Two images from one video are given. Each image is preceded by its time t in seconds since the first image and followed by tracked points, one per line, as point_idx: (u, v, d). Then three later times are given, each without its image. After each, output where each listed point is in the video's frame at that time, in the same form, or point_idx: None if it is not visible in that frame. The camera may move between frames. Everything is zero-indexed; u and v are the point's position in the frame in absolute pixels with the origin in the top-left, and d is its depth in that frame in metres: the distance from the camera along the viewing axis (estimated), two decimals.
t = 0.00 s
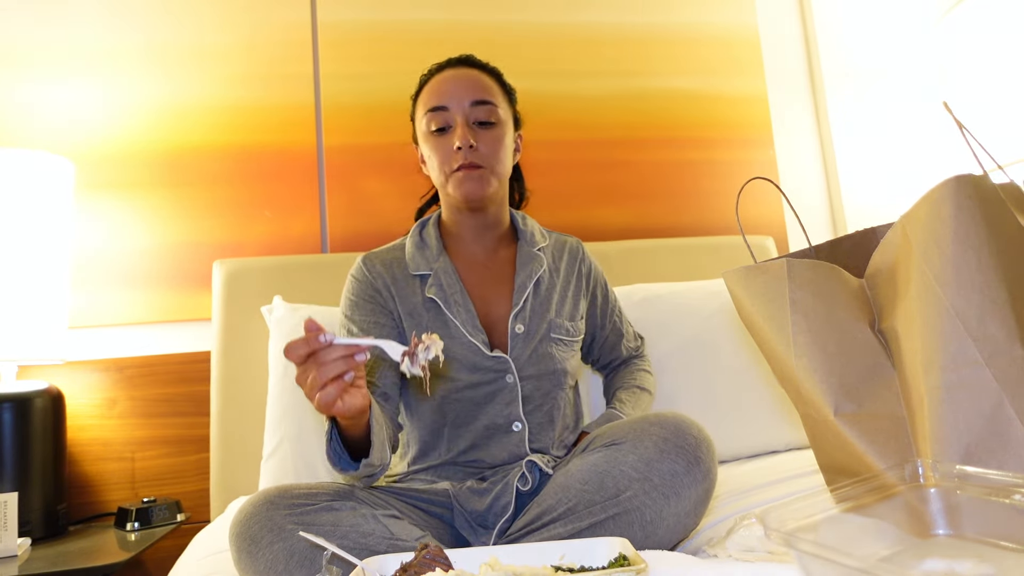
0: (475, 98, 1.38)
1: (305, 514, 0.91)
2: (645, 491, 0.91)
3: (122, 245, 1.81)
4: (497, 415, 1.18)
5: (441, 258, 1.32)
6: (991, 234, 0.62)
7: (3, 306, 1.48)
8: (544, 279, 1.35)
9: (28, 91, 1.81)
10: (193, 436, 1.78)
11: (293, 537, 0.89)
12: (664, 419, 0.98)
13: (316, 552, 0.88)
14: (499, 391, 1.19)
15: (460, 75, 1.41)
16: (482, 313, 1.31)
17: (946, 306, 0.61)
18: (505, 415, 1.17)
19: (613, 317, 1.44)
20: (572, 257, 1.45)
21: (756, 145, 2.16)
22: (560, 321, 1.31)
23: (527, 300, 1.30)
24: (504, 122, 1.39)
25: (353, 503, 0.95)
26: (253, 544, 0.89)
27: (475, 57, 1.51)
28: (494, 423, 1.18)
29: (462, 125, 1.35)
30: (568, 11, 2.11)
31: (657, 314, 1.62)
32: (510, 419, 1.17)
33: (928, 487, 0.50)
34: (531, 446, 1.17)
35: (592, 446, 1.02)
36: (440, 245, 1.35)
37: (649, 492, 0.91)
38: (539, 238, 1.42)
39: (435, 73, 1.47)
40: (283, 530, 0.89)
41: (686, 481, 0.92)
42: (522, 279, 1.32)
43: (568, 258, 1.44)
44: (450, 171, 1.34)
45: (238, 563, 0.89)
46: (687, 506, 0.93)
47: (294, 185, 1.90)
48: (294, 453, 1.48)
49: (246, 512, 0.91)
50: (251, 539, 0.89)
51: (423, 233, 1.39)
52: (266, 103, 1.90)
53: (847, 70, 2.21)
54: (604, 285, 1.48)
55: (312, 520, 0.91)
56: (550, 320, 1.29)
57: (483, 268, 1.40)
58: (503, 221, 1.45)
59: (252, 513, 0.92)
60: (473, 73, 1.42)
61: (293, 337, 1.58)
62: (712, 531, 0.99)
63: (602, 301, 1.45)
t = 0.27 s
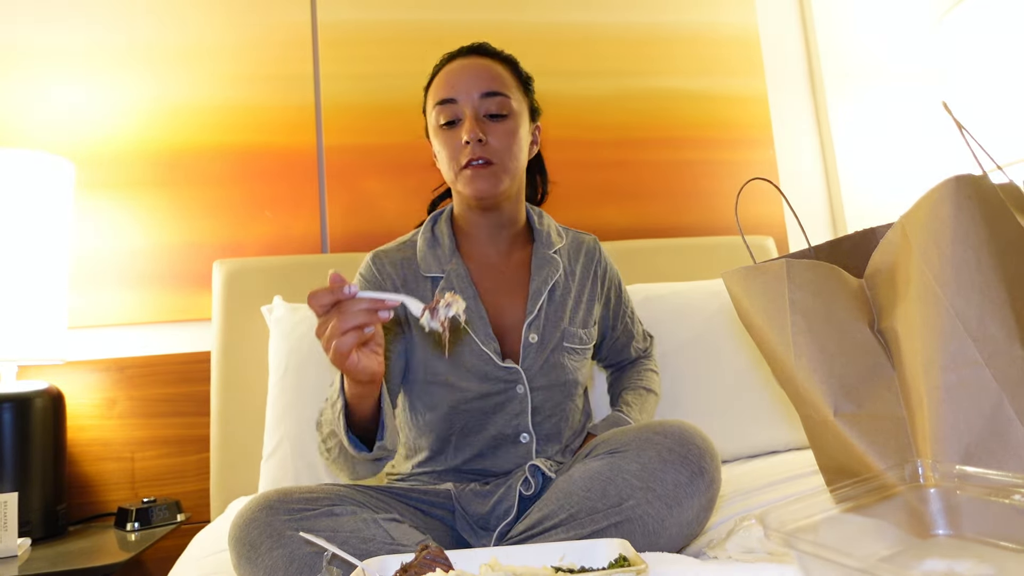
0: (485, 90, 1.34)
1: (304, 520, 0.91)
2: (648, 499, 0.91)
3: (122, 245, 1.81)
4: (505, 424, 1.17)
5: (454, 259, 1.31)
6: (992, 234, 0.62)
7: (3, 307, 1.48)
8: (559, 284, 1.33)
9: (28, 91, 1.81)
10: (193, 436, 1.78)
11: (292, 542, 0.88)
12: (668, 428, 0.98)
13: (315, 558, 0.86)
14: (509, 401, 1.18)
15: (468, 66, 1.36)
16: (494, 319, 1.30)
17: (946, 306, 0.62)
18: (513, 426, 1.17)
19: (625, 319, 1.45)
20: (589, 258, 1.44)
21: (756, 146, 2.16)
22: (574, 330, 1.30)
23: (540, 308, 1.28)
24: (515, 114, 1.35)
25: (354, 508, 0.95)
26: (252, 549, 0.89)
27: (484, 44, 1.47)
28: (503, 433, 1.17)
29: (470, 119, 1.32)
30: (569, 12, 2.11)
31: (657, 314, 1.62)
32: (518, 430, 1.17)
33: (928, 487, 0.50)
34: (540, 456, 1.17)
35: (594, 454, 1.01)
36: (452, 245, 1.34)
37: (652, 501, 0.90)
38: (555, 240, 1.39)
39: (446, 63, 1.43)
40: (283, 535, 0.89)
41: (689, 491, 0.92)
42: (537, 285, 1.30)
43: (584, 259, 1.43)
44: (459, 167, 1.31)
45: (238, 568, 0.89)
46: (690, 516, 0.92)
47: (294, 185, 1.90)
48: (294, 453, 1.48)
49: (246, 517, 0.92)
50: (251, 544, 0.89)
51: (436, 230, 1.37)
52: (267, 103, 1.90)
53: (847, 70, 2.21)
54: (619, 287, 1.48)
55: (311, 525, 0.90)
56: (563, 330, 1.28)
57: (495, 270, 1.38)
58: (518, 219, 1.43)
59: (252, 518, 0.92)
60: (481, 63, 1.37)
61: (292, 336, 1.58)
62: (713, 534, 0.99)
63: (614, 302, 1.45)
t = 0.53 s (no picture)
0: (463, 76, 1.34)
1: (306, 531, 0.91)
2: (647, 512, 0.90)
3: (122, 245, 1.81)
4: (526, 429, 1.18)
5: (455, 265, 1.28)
6: (990, 235, 0.62)
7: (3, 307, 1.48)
8: (563, 277, 1.32)
9: (28, 91, 1.80)
10: (193, 436, 1.78)
11: (293, 553, 0.88)
12: (671, 439, 0.98)
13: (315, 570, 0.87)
14: (527, 405, 1.18)
15: (443, 55, 1.36)
16: (505, 324, 1.29)
17: (945, 306, 0.62)
18: (534, 430, 1.18)
19: (624, 301, 1.45)
20: (586, 245, 1.44)
21: (756, 145, 2.16)
22: (584, 324, 1.30)
23: (548, 305, 1.27)
24: (497, 97, 1.34)
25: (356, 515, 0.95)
26: (252, 559, 0.88)
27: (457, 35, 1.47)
28: (524, 438, 1.18)
29: (452, 105, 1.31)
30: (569, 11, 2.11)
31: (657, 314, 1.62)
32: (538, 433, 1.18)
33: (928, 487, 0.50)
34: (558, 458, 1.18)
35: (595, 463, 1.01)
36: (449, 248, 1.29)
37: (651, 514, 0.90)
38: (553, 231, 1.38)
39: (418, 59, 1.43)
40: (284, 546, 0.89)
41: (690, 503, 0.92)
42: (542, 281, 1.29)
43: (582, 246, 1.43)
44: (446, 156, 1.29)
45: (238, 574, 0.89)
46: (690, 527, 0.92)
47: (295, 186, 1.90)
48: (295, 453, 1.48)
49: (247, 524, 0.92)
50: (252, 553, 0.89)
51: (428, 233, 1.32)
52: (266, 103, 1.90)
53: (847, 70, 2.21)
54: (617, 269, 1.47)
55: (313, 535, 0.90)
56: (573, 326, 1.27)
57: (501, 271, 1.37)
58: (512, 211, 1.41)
59: (253, 525, 0.92)
60: (458, 51, 1.37)
61: (293, 336, 1.58)
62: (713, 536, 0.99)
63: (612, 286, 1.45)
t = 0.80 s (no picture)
0: (440, 80, 1.26)
1: (303, 546, 0.91)
2: (645, 517, 0.90)
3: (123, 245, 1.81)
4: (522, 441, 1.16)
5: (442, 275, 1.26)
6: (991, 235, 0.62)
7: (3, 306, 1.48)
8: (551, 283, 1.30)
9: (27, 91, 1.80)
10: (193, 436, 1.78)
11: (290, 568, 0.88)
12: (667, 445, 0.98)
13: None
14: (519, 417, 1.17)
15: (416, 57, 1.28)
16: (494, 335, 1.28)
17: (945, 306, 0.62)
18: (530, 442, 1.16)
19: (609, 295, 1.45)
20: (575, 244, 1.42)
21: (756, 146, 2.16)
22: (573, 330, 1.29)
23: (538, 315, 1.25)
24: (477, 100, 1.27)
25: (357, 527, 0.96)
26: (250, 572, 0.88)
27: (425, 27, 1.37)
28: (520, 450, 1.16)
29: (432, 114, 1.23)
30: (569, 11, 2.11)
31: (656, 314, 1.63)
32: (534, 444, 1.16)
33: (928, 487, 0.50)
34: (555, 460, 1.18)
35: (592, 468, 1.01)
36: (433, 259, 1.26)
37: (649, 519, 0.90)
38: (539, 233, 1.35)
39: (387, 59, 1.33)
40: (281, 560, 0.89)
41: (687, 509, 0.92)
42: (530, 291, 1.27)
43: (571, 246, 1.41)
44: (431, 170, 1.22)
45: None
46: (688, 532, 0.92)
47: (295, 185, 1.90)
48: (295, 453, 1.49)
49: (243, 539, 0.92)
50: (248, 567, 0.88)
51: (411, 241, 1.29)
52: (267, 103, 1.90)
53: (847, 70, 2.21)
54: (605, 265, 1.46)
55: (311, 551, 0.90)
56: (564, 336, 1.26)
57: (490, 280, 1.34)
58: (497, 217, 1.36)
59: (249, 540, 0.91)
60: (431, 52, 1.29)
61: (293, 336, 1.58)
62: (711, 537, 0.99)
63: (598, 282, 1.44)
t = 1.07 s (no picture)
0: (409, 89, 1.20)
1: (302, 550, 0.91)
2: (644, 523, 0.90)
3: (122, 245, 1.81)
4: (512, 449, 1.15)
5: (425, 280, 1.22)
6: (992, 235, 0.62)
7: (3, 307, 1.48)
8: (538, 287, 1.28)
9: (27, 91, 1.80)
10: (193, 436, 1.78)
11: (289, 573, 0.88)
12: (666, 448, 0.97)
13: None
14: (508, 425, 1.15)
15: (386, 62, 1.22)
16: (481, 341, 1.26)
17: (946, 306, 0.62)
18: (524, 450, 1.15)
19: (600, 291, 1.43)
20: (565, 244, 1.38)
21: (756, 146, 2.16)
22: (562, 334, 1.26)
23: (524, 322, 1.23)
24: (448, 110, 1.22)
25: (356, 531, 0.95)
26: None
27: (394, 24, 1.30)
28: (511, 457, 1.15)
29: (400, 126, 1.18)
30: (569, 11, 2.11)
31: (656, 314, 1.62)
32: (528, 451, 1.15)
33: (929, 488, 0.50)
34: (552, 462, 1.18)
35: (591, 471, 1.00)
36: (414, 263, 1.22)
37: (648, 525, 0.90)
38: (525, 236, 1.31)
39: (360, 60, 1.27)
40: (280, 565, 0.89)
41: (687, 513, 0.92)
42: (517, 297, 1.24)
43: (561, 246, 1.37)
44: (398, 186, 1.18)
45: None
46: (688, 536, 0.92)
47: (294, 186, 1.90)
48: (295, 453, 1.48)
49: (241, 544, 0.91)
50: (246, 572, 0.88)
51: (391, 246, 1.25)
52: (267, 103, 1.90)
53: (848, 69, 2.21)
54: (595, 262, 1.44)
55: (310, 556, 0.90)
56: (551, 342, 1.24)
57: (474, 285, 1.32)
58: (477, 220, 1.33)
59: (247, 545, 0.91)
60: (401, 57, 1.23)
61: (292, 337, 1.58)
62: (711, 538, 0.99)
63: (589, 279, 1.41)
